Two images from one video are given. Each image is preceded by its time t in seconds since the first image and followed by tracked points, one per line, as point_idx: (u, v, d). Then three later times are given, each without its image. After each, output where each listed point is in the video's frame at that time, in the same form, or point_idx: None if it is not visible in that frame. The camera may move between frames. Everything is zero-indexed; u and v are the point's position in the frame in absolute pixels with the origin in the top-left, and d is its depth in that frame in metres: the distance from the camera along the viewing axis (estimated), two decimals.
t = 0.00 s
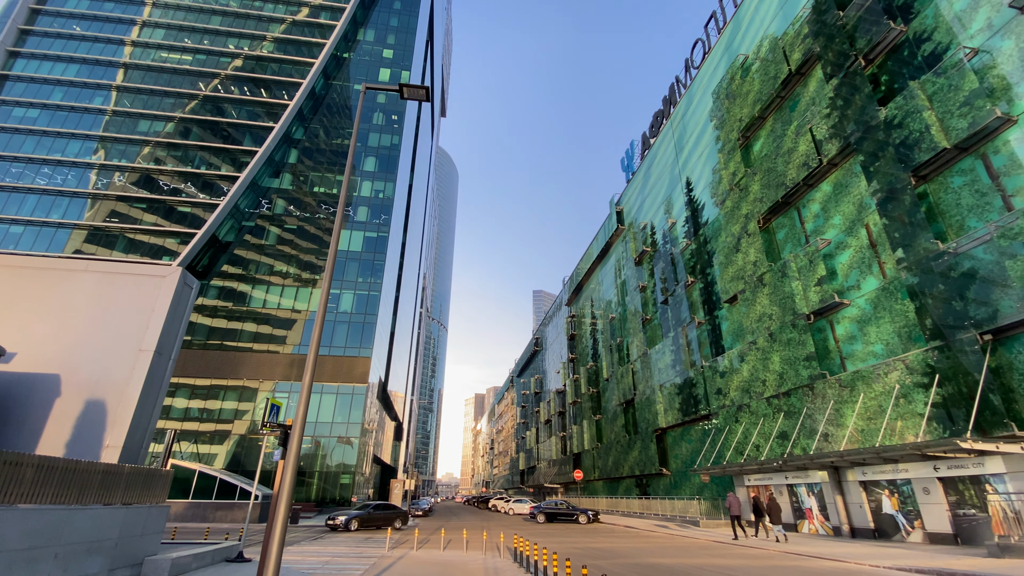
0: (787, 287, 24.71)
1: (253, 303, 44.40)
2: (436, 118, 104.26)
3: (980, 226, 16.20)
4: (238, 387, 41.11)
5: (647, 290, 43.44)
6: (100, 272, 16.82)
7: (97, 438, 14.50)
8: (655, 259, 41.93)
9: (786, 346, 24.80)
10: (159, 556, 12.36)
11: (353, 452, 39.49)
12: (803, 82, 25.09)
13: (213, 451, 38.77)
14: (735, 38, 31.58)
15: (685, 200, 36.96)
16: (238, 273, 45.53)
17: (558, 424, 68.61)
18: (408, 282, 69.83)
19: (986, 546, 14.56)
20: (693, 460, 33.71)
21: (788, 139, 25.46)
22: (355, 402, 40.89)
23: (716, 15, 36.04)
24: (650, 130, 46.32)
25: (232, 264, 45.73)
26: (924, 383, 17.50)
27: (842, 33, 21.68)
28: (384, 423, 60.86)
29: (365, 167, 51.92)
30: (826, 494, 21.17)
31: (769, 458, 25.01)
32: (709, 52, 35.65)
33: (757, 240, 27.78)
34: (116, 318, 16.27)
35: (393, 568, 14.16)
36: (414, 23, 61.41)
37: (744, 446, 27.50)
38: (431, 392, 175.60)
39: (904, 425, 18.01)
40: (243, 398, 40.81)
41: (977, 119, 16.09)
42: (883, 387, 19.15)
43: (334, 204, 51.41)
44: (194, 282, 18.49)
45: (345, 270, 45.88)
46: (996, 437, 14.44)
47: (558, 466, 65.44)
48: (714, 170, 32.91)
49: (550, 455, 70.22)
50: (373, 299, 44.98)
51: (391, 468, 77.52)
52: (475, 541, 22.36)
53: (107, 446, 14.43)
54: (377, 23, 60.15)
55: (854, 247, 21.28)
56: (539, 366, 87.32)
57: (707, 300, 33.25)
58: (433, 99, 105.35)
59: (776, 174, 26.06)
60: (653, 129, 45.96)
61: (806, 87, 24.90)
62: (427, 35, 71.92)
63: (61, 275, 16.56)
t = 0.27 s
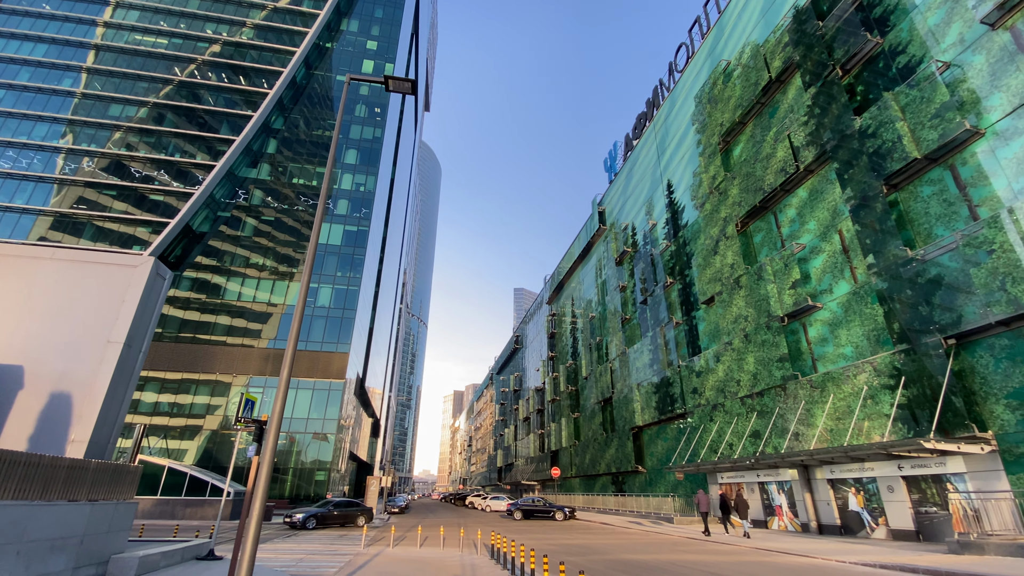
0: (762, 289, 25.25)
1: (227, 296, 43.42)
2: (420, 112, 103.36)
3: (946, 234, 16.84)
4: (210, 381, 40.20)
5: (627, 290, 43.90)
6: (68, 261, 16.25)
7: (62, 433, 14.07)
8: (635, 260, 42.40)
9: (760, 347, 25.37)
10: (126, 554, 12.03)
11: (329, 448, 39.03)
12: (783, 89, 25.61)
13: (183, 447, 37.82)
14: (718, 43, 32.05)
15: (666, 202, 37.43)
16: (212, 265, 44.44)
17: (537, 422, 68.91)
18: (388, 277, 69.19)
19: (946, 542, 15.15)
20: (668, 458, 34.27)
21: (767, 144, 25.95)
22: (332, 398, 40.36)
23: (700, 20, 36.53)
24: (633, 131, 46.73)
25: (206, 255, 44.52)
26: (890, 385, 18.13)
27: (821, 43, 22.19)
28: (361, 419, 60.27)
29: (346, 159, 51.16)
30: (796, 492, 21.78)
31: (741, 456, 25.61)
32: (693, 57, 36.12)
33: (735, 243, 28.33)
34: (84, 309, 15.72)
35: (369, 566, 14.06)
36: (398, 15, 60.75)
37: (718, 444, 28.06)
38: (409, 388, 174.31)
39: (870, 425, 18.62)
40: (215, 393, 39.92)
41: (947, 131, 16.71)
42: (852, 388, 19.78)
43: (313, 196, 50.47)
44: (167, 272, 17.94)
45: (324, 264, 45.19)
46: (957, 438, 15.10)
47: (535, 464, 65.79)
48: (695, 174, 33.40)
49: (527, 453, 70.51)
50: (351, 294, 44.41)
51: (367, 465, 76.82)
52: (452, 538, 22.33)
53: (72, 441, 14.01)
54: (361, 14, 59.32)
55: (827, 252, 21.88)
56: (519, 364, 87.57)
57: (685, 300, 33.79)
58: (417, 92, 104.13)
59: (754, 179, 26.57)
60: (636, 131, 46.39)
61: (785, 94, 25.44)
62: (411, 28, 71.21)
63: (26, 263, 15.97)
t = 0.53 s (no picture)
0: (739, 291, 25.76)
1: (200, 288, 42.34)
2: (403, 106, 102.35)
3: (915, 241, 17.46)
4: (181, 375, 39.19)
5: (607, 289, 44.30)
6: (33, 248, 15.61)
7: (25, 426, 13.62)
8: (616, 260, 42.81)
9: (735, 347, 25.89)
10: (92, 552, 11.65)
11: (304, 445, 38.48)
12: (763, 96, 26.14)
13: (152, 442, 36.80)
14: (702, 48, 32.50)
15: (647, 204, 37.87)
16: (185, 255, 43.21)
17: (515, 419, 69.12)
18: (367, 272, 68.41)
19: (908, 538, 15.73)
20: (644, 455, 34.76)
21: (746, 149, 26.45)
22: (308, 394, 39.79)
23: (684, 24, 36.99)
24: (616, 132, 47.11)
25: (179, 245, 43.30)
26: (858, 386, 18.73)
27: (800, 52, 22.71)
28: (338, 415, 59.55)
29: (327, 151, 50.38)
30: (766, 489, 22.35)
31: (715, 454, 26.16)
32: (676, 61, 36.57)
33: (713, 246, 28.85)
34: (49, 297, 15.16)
35: (345, 563, 13.94)
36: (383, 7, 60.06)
37: (693, 442, 28.58)
38: (387, 385, 172.85)
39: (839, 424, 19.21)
40: (186, 387, 38.94)
41: (917, 141, 17.31)
42: (822, 389, 20.37)
43: (292, 187, 49.50)
44: (138, 261, 17.43)
45: (302, 257, 44.45)
46: (921, 438, 15.71)
47: (512, 461, 65.99)
48: (676, 176, 33.86)
49: (505, 450, 70.69)
50: (330, 288, 43.77)
51: (342, 462, 75.96)
52: (428, 535, 22.27)
53: (37, 435, 13.57)
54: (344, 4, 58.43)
55: (802, 256, 22.47)
56: (498, 361, 87.68)
57: (663, 301, 34.29)
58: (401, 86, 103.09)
59: (733, 183, 27.07)
60: (619, 132, 46.78)
61: (765, 101, 25.96)
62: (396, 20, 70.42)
63: None
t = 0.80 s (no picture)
0: (716, 293, 26.29)
1: (173, 279, 41.21)
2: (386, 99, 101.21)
3: (884, 248, 18.07)
4: (151, 368, 38.14)
5: (587, 288, 44.66)
6: None
7: None
8: (597, 260, 43.19)
9: (711, 348, 26.38)
10: (56, 549, 11.29)
11: (278, 441, 37.85)
12: (743, 102, 26.65)
13: (119, 437, 35.73)
14: (685, 52, 32.95)
15: (628, 205, 38.31)
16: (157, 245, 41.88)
17: (494, 416, 69.23)
18: (346, 266, 67.55)
19: (872, 534, 16.30)
20: (620, 453, 35.24)
21: (726, 154, 26.97)
22: (283, 389, 39.12)
23: (669, 28, 37.42)
24: (600, 133, 47.45)
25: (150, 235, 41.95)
26: (828, 387, 19.32)
27: (780, 60, 23.19)
28: (314, 410, 58.73)
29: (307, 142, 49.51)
30: (738, 486, 22.90)
31: (689, 452, 26.68)
32: (660, 64, 37.01)
33: (692, 248, 29.35)
34: (13, 287, 14.52)
35: (319, 560, 13.80)
36: None
37: (669, 440, 29.06)
38: (365, 380, 171.08)
39: (809, 424, 19.78)
40: (156, 381, 37.90)
41: (889, 151, 17.89)
42: (793, 389, 20.94)
43: (270, 178, 48.45)
44: (110, 252, 16.87)
45: (280, 250, 43.62)
46: (885, 437, 16.33)
47: (490, 458, 66.09)
48: (657, 178, 34.32)
49: (483, 447, 70.76)
50: (308, 282, 43.06)
51: (317, 458, 75.00)
52: (404, 532, 22.17)
53: None
54: None
55: (777, 260, 23.04)
56: (478, 358, 87.66)
57: (642, 301, 34.74)
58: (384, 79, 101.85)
59: (713, 186, 27.55)
60: (602, 133, 47.14)
61: (745, 107, 26.50)
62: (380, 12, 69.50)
63: None
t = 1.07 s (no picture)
0: (693, 294, 26.76)
1: (143, 270, 40.02)
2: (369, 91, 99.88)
3: (855, 254, 18.68)
4: (119, 362, 37.04)
5: (568, 287, 44.95)
6: None
7: None
8: (578, 259, 43.48)
9: (688, 348, 26.86)
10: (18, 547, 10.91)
11: (251, 437, 37.16)
12: (724, 107, 27.16)
13: (84, 432, 34.64)
14: (668, 56, 33.37)
15: (610, 205, 38.66)
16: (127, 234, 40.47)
17: (472, 413, 69.24)
18: (325, 260, 66.58)
19: (837, 530, 16.86)
20: (597, 450, 35.68)
21: (706, 158, 27.43)
22: (257, 384, 38.39)
23: (653, 31, 37.85)
24: (583, 133, 47.76)
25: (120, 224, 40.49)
26: (798, 387, 19.88)
27: (760, 67, 23.68)
28: (288, 406, 57.82)
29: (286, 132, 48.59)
30: (711, 483, 23.42)
31: (664, 450, 27.15)
32: (643, 67, 37.41)
33: (671, 249, 29.80)
34: None
35: (293, 557, 13.64)
36: None
37: (645, 438, 29.48)
38: (342, 376, 168.98)
39: (779, 423, 20.32)
40: (125, 374, 36.82)
41: (862, 160, 18.47)
42: (765, 389, 21.49)
43: (247, 168, 47.26)
44: (78, 241, 16.02)
45: (257, 242, 42.76)
46: (852, 437, 16.92)
47: (468, 455, 66.09)
48: (638, 180, 34.72)
49: (461, 444, 70.70)
50: (285, 275, 42.30)
51: (292, 454, 73.92)
52: (380, 529, 22.05)
53: None
54: None
55: (752, 262, 23.57)
56: (457, 355, 87.51)
57: (622, 300, 35.15)
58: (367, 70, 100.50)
59: (692, 189, 28.03)
60: (586, 133, 47.45)
61: (726, 112, 26.99)
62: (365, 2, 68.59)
63: None
